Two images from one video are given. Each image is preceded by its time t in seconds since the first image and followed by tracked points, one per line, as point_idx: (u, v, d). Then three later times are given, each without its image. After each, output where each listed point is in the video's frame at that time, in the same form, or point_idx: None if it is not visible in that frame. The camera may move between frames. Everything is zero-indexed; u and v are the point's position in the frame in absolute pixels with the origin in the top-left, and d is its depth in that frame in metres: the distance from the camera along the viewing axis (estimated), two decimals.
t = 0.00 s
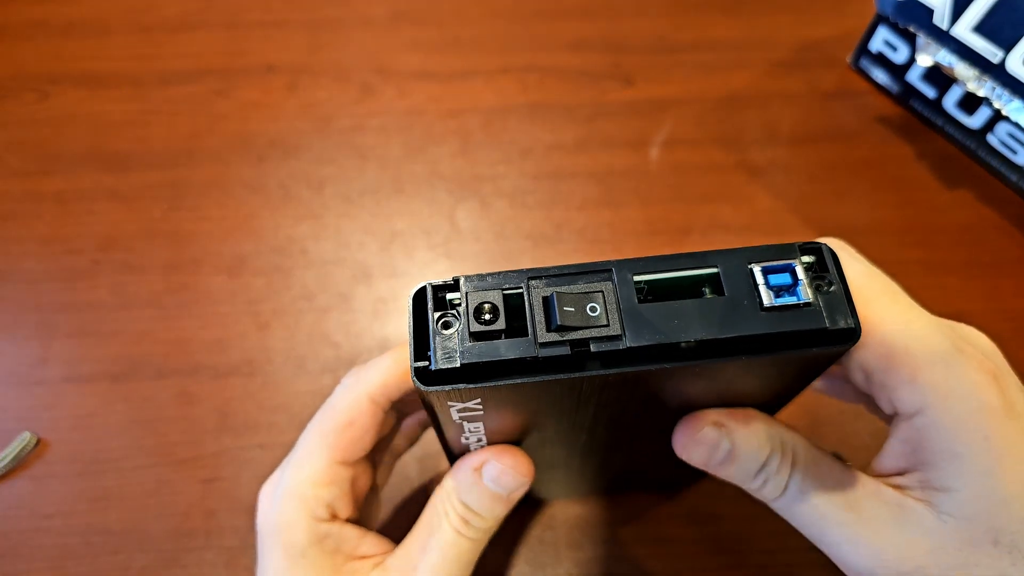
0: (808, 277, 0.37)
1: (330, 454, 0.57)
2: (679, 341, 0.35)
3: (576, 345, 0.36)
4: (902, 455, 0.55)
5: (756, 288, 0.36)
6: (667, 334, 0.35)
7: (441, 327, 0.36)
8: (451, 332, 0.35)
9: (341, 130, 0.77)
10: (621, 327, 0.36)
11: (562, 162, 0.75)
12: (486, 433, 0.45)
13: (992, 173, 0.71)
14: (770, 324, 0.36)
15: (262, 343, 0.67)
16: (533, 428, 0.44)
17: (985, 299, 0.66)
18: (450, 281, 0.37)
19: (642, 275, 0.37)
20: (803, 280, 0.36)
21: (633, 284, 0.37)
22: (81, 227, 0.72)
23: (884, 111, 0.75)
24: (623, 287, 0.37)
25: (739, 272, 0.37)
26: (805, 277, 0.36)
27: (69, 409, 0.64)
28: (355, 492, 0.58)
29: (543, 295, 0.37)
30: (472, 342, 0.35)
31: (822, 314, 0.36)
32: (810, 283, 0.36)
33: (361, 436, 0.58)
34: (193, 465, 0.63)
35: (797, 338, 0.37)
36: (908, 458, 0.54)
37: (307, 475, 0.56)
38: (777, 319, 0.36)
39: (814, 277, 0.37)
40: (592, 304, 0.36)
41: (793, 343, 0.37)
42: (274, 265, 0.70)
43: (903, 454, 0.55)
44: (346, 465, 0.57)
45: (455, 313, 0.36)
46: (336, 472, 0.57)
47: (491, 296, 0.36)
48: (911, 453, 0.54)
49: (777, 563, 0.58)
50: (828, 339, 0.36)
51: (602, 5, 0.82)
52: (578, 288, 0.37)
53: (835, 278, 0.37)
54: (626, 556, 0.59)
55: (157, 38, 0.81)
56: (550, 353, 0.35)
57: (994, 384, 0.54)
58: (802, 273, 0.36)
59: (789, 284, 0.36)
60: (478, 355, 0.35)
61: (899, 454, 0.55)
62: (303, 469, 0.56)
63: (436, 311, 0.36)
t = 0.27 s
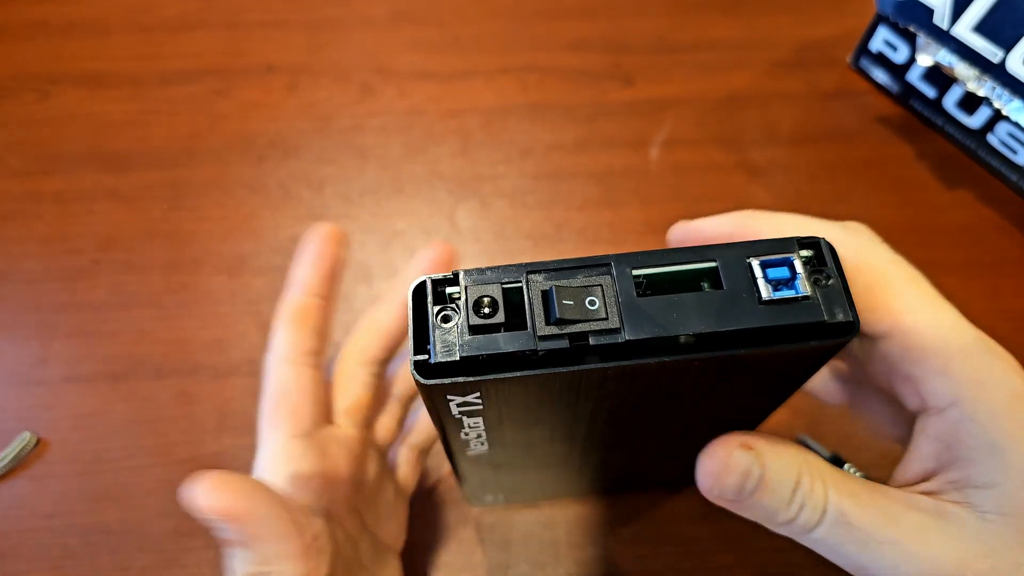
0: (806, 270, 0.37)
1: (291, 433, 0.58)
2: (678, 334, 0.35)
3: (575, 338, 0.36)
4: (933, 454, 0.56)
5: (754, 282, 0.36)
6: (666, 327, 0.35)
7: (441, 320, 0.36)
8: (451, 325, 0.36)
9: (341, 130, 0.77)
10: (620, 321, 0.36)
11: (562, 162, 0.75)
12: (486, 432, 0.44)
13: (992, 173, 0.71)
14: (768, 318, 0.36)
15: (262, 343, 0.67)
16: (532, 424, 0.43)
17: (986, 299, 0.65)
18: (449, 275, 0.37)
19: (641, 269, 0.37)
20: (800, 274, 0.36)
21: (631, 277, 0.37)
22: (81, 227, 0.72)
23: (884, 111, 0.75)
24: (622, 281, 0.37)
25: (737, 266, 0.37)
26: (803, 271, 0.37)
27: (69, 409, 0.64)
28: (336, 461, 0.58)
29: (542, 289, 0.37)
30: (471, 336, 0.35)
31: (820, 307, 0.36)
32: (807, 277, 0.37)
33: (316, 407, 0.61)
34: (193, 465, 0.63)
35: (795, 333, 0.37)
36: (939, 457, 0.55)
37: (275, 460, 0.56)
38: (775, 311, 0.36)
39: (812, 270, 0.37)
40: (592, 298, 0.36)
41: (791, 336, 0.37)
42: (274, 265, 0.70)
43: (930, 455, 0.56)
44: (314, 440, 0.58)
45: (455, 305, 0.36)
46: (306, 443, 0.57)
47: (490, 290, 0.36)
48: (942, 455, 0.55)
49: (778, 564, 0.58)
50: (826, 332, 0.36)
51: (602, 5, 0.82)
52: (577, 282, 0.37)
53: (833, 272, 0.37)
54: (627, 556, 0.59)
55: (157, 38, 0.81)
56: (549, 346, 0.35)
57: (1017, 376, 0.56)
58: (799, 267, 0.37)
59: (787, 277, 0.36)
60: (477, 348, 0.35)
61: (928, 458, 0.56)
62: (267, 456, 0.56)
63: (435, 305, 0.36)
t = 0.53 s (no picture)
0: (806, 269, 0.37)
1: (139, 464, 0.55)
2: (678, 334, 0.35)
3: (575, 338, 0.36)
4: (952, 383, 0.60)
5: (754, 281, 0.36)
6: (667, 327, 0.36)
7: (441, 319, 0.36)
8: (450, 325, 0.36)
9: (341, 129, 0.77)
10: (620, 320, 0.36)
11: (562, 162, 0.75)
12: (485, 432, 0.44)
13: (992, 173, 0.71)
14: (768, 317, 0.36)
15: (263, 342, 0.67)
16: (532, 423, 0.43)
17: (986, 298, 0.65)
18: (449, 274, 0.37)
19: (641, 268, 0.37)
20: (800, 273, 0.36)
21: (631, 277, 0.37)
22: (82, 227, 0.72)
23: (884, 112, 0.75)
24: (622, 280, 0.37)
25: (737, 265, 0.37)
26: (803, 270, 0.36)
27: (69, 409, 0.64)
28: (205, 469, 0.55)
29: (542, 288, 0.37)
30: (471, 335, 0.35)
31: (820, 306, 0.36)
32: (807, 276, 0.37)
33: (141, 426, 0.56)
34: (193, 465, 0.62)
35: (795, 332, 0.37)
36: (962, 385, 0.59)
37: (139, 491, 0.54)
38: (775, 310, 0.36)
39: (812, 269, 0.37)
40: (591, 297, 0.36)
41: (790, 335, 0.37)
42: (274, 265, 0.70)
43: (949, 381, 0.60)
44: (159, 455, 0.55)
45: (454, 305, 0.36)
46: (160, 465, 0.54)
47: (490, 289, 0.36)
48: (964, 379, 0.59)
49: (779, 564, 0.58)
50: (825, 331, 0.36)
51: (602, 5, 0.83)
52: (577, 281, 0.37)
53: (833, 271, 0.37)
54: (627, 556, 0.59)
55: (157, 38, 0.81)
56: (549, 345, 0.35)
57: None
58: (799, 266, 0.37)
59: (787, 276, 0.36)
60: (477, 347, 0.35)
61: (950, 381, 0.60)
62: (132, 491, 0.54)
63: (434, 304, 0.36)
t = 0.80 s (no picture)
0: (806, 271, 0.37)
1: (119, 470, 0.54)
2: (677, 335, 0.35)
3: (576, 339, 0.36)
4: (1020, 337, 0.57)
5: (754, 282, 0.36)
6: (667, 329, 0.35)
7: (441, 320, 0.36)
8: (451, 326, 0.36)
9: (341, 129, 0.77)
10: (619, 322, 0.36)
11: (562, 162, 0.75)
12: (486, 433, 0.44)
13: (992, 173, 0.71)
14: (768, 318, 0.36)
15: (262, 342, 0.67)
16: (533, 424, 0.43)
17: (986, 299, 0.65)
18: (449, 275, 0.37)
19: (641, 269, 0.37)
20: (800, 274, 0.36)
21: (632, 278, 0.37)
22: (82, 227, 0.72)
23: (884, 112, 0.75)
24: (622, 281, 0.37)
25: (737, 266, 0.37)
26: (803, 271, 0.37)
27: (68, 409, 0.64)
28: (181, 472, 0.54)
29: (542, 289, 0.37)
30: (471, 336, 0.35)
31: (820, 308, 0.36)
32: (807, 277, 0.37)
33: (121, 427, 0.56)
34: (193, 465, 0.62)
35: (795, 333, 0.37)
36: None
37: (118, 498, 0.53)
38: (775, 312, 0.36)
39: (812, 270, 0.37)
40: (592, 298, 0.36)
41: (790, 336, 0.37)
42: (274, 266, 0.70)
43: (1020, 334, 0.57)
44: (136, 460, 0.55)
45: (455, 306, 0.36)
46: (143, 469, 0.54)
47: (490, 290, 0.36)
48: None
49: (779, 564, 0.58)
50: (825, 332, 0.36)
51: (602, 5, 0.83)
52: (578, 282, 0.37)
53: (833, 272, 0.37)
54: (627, 556, 0.59)
55: (156, 38, 0.81)
56: (549, 347, 0.35)
57: None
58: (799, 267, 0.37)
59: (787, 277, 0.36)
60: (477, 348, 0.35)
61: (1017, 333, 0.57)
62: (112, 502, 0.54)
63: (435, 305, 0.36)
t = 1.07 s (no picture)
0: (806, 270, 0.37)
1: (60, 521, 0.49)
2: (677, 335, 0.35)
3: (575, 338, 0.36)
4: None
5: (754, 282, 0.36)
6: (667, 328, 0.35)
7: (441, 320, 0.36)
8: (450, 326, 0.36)
9: (341, 130, 0.77)
10: (619, 321, 0.36)
11: (562, 162, 0.75)
12: (486, 432, 0.44)
13: (992, 173, 0.71)
14: (768, 317, 0.36)
15: (262, 342, 0.67)
16: (533, 423, 0.43)
17: (985, 298, 0.66)
18: (449, 275, 0.37)
19: (641, 269, 0.37)
20: (800, 273, 0.36)
21: (631, 278, 0.37)
22: (82, 227, 0.72)
23: (884, 112, 0.75)
24: (622, 281, 0.37)
25: (737, 266, 0.37)
26: (803, 271, 0.37)
27: (68, 409, 0.64)
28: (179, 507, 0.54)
29: (542, 289, 0.37)
30: (471, 335, 0.35)
31: (820, 307, 0.36)
32: (807, 277, 0.37)
33: (73, 478, 0.52)
34: (192, 464, 0.62)
35: (795, 333, 0.37)
36: None
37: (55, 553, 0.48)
38: (775, 311, 0.36)
39: (812, 269, 0.37)
40: (592, 298, 0.36)
41: (790, 335, 0.37)
42: (274, 266, 0.70)
43: None
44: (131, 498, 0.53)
45: (455, 306, 0.36)
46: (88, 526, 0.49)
47: (490, 290, 0.36)
48: None
49: (779, 564, 0.58)
50: (825, 331, 0.36)
51: (602, 5, 0.83)
52: (578, 282, 0.37)
53: (833, 272, 0.37)
54: (627, 556, 0.59)
55: (157, 38, 0.81)
56: (549, 346, 0.35)
57: None
58: (799, 267, 0.37)
59: (787, 277, 0.36)
60: (477, 348, 0.35)
61: None
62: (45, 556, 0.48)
63: (435, 305, 0.37)
